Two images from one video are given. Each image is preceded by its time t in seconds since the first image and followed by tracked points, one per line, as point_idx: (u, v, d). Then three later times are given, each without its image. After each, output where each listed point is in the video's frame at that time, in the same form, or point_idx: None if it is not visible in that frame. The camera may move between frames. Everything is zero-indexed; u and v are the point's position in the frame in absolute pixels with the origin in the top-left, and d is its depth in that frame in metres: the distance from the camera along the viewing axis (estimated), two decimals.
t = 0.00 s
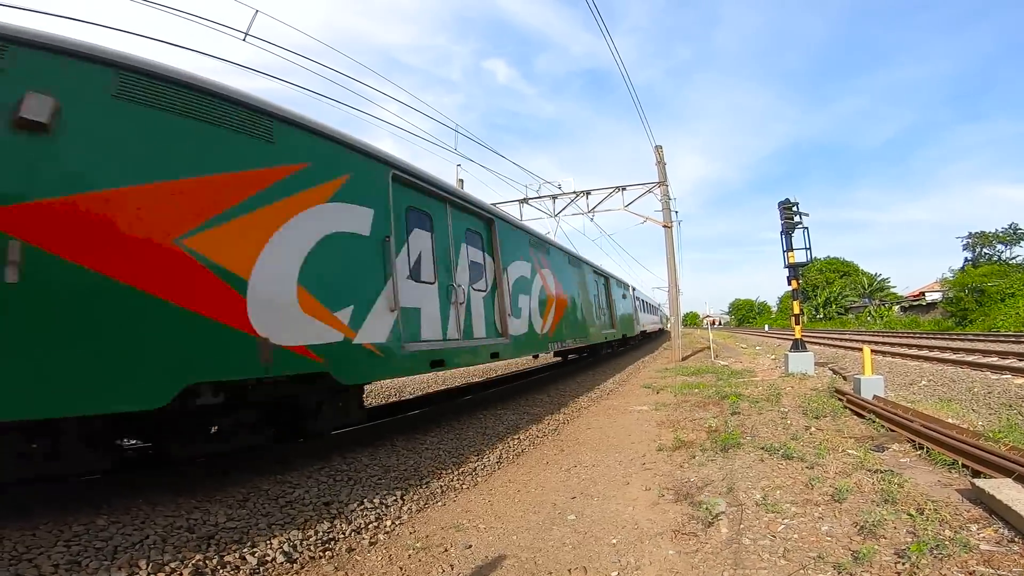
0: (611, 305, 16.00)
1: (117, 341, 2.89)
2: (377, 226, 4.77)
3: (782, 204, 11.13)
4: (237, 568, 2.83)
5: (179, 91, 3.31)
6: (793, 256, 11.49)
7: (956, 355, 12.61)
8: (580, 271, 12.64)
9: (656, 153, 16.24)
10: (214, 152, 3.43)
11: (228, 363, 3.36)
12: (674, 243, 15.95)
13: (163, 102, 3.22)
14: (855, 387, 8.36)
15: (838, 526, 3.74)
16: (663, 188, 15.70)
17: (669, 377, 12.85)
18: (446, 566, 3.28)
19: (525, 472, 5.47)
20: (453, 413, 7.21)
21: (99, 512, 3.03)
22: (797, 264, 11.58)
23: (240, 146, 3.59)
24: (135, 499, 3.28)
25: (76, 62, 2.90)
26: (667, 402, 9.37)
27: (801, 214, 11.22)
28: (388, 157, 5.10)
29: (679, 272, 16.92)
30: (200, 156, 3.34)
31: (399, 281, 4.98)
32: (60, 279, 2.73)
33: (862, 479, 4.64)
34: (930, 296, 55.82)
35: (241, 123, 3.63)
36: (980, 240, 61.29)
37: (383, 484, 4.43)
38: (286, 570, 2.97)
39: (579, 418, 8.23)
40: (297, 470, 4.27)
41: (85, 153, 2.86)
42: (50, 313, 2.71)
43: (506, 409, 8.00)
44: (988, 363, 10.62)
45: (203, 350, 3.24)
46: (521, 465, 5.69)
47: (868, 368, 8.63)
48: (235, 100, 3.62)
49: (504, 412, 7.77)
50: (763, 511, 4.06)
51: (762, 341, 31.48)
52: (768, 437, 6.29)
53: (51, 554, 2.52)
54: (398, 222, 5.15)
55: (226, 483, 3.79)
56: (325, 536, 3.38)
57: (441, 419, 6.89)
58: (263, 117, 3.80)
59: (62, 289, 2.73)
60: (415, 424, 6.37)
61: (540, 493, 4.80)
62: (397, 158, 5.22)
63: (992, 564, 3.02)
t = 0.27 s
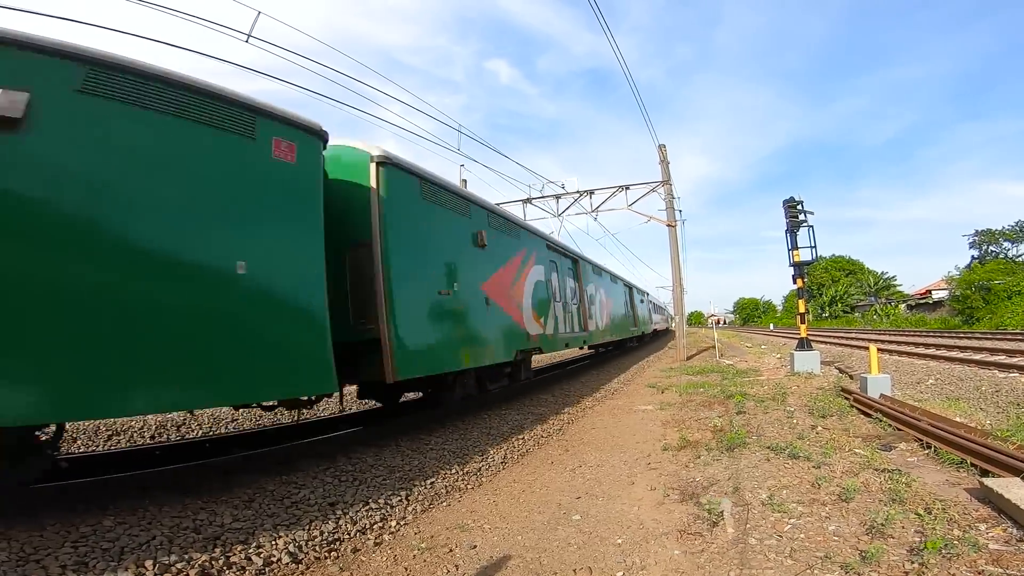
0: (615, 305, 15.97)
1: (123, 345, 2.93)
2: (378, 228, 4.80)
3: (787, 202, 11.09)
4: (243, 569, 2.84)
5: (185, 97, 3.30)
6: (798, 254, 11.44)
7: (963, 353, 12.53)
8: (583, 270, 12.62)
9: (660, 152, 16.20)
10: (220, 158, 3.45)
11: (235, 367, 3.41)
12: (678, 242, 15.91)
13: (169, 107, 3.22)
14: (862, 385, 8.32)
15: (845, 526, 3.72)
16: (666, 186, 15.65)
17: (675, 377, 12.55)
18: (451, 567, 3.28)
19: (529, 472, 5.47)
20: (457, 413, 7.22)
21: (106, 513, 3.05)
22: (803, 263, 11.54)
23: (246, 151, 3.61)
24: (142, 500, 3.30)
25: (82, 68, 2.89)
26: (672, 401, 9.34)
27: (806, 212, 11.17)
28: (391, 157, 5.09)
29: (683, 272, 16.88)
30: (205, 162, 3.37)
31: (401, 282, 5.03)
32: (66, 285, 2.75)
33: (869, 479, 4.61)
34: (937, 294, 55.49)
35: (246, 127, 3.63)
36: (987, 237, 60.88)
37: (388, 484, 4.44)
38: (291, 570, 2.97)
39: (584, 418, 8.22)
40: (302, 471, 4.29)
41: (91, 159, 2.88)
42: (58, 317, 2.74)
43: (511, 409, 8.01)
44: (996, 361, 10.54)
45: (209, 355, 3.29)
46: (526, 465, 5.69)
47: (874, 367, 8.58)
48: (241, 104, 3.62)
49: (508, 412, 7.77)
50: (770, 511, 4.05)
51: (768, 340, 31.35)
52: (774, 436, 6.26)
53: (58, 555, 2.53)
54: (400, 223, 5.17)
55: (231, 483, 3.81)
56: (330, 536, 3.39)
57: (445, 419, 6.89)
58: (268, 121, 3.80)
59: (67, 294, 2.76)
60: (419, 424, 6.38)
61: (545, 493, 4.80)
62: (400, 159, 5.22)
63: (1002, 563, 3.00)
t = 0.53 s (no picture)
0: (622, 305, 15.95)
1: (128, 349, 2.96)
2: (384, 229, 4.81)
3: (795, 201, 11.02)
4: (250, 568, 2.87)
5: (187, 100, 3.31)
6: (806, 253, 11.38)
7: (975, 352, 12.41)
8: (590, 270, 12.62)
9: (666, 151, 16.15)
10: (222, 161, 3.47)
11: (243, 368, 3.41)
12: (685, 241, 15.86)
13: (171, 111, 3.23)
14: (871, 385, 8.27)
15: (854, 526, 3.71)
16: (673, 185, 15.60)
17: (684, 377, 12.42)
18: (458, 566, 3.30)
19: (536, 472, 5.49)
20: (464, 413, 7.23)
21: (116, 512, 3.09)
22: (811, 261, 11.47)
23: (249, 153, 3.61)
24: (152, 500, 3.34)
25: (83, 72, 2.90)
26: (679, 401, 9.32)
27: (814, 210, 11.10)
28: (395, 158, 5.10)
29: (690, 271, 16.81)
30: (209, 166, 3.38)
31: (407, 283, 5.03)
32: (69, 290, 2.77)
33: (879, 479, 4.58)
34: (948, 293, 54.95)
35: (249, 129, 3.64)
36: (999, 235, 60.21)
37: (395, 484, 4.46)
38: (298, 570, 3.00)
39: (591, 417, 8.22)
40: (310, 471, 4.32)
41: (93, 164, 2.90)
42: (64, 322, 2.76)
43: (517, 408, 8.02)
44: (1009, 360, 10.43)
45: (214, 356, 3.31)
46: (533, 465, 5.70)
47: (884, 366, 8.52)
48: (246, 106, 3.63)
49: (515, 412, 7.78)
50: (778, 511, 4.03)
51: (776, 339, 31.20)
52: (782, 436, 6.24)
53: (69, 555, 2.57)
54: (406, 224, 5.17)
55: (240, 483, 3.84)
56: (337, 536, 3.42)
57: (452, 419, 6.91)
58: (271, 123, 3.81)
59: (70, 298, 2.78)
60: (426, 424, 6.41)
61: (552, 493, 4.81)
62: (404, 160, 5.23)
63: (1013, 563, 2.98)
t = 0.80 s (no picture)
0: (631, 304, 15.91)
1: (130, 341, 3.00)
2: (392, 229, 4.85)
3: (805, 199, 10.93)
4: (261, 567, 2.91)
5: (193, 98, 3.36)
6: (818, 251, 11.28)
7: (991, 351, 12.23)
8: (598, 270, 12.60)
9: (674, 150, 16.08)
10: (228, 159, 3.51)
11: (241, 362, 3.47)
12: (694, 240, 15.78)
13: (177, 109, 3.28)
14: (884, 384, 8.18)
15: (866, 527, 3.68)
16: (681, 185, 15.54)
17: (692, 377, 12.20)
18: (466, 566, 3.31)
19: (545, 471, 5.49)
20: (472, 412, 7.25)
21: (129, 511, 3.14)
22: (822, 260, 11.38)
23: (255, 153, 3.66)
24: (164, 499, 3.38)
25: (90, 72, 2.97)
26: (689, 401, 9.28)
27: (825, 209, 11.01)
28: (403, 159, 5.14)
29: (700, 270, 16.72)
30: (213, 163, 3.43)
31: (414, 283, 5.06)
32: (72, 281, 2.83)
33: (891, 479, 4.54)
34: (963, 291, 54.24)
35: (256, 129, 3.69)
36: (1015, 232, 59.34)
37: (404, 483, 4.49)
38: (308, 569, 3.03)
39: (600, 417, 8.20)
40: (319, 471, 4.35)
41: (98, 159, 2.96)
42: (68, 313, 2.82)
43: (525, 408, 8.03)
44: None
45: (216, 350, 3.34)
46: (541, 465, 5.70)
47: (898, 365, 8.43)
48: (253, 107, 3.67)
49: (524, 412, 7.78)
50: (789, 511, 4.01)
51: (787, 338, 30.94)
52: (793, 436, 6.20)
53: (83, 554, 2.62)
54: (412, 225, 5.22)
55: (251, 483, 3.89)
56: (346, 535, 3.45)
57: (461, 419, 6.93)
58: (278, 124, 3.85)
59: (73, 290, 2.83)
60: (435, 423, 6.43)
61: (560, 493, 4.81)
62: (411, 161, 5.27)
63: None
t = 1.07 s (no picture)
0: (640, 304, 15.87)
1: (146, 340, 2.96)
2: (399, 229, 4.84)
3: (817, 198, 10.83)
4: (272, 565, 2.94)
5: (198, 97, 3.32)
6: (829, 251, 11.18)
7: (1007, 352, 12.06)
8: (607, 269, 12.58)
9: (683, 149, 16.00)
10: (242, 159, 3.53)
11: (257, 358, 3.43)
12: (704, 240, 15.69)
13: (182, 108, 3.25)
14: (897, 385, 8.10)
15: (878, 528, 3.65)
16: (691, 184, 15.47)
17: (703, 377, 12.30)
18: (474, 565, 3.33)
19: (553, 471, 5.50)
20: (481, 412, 7.26)
21: (143, 510, 3.19)
22: (834, 260, 11.28)
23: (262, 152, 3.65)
24: (177, 498, 3.43)
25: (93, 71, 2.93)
26: (698, 401, 9.25)
27: (836, 208, 10.91)
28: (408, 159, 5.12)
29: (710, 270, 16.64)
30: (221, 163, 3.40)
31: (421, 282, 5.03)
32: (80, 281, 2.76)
33: (904, 481, 4.50)
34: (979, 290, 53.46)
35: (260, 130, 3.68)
36: None
37: (413, 482, 4.52)
38: (318, 567, 3.06)
39: (608, 417, 8.19)
40: (329, 470, 4.39)
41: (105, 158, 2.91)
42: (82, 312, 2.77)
43: (533, 408, 8.04)
44: None
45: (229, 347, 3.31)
46: (550, 465, 5.70)
47: (911, 366, 8.34)
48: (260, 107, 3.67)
49: (532, 412, 7.79)
50: (799, 512, 3.99)
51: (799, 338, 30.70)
52: (804, 436, 6.16)
53: (97, 552, 2.66)
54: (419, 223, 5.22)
55: (261, 482, 3.93)
56: (355, 534, 3.48)
57: (470, 418, 6.95)
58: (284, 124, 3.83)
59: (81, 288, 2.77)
60: (444, 423, 6.46)
61: (569, 493, 4.82)
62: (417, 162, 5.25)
63: None
